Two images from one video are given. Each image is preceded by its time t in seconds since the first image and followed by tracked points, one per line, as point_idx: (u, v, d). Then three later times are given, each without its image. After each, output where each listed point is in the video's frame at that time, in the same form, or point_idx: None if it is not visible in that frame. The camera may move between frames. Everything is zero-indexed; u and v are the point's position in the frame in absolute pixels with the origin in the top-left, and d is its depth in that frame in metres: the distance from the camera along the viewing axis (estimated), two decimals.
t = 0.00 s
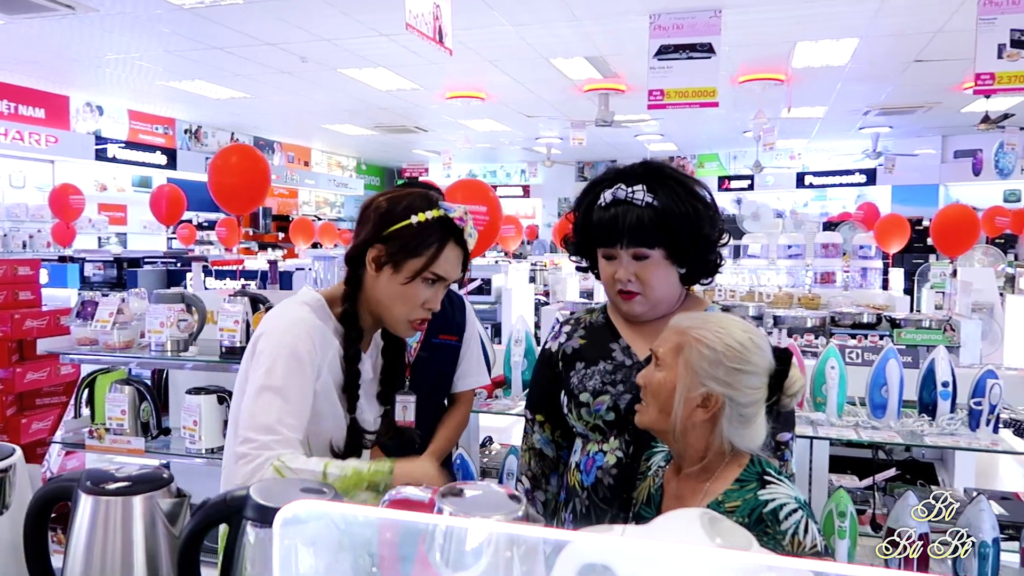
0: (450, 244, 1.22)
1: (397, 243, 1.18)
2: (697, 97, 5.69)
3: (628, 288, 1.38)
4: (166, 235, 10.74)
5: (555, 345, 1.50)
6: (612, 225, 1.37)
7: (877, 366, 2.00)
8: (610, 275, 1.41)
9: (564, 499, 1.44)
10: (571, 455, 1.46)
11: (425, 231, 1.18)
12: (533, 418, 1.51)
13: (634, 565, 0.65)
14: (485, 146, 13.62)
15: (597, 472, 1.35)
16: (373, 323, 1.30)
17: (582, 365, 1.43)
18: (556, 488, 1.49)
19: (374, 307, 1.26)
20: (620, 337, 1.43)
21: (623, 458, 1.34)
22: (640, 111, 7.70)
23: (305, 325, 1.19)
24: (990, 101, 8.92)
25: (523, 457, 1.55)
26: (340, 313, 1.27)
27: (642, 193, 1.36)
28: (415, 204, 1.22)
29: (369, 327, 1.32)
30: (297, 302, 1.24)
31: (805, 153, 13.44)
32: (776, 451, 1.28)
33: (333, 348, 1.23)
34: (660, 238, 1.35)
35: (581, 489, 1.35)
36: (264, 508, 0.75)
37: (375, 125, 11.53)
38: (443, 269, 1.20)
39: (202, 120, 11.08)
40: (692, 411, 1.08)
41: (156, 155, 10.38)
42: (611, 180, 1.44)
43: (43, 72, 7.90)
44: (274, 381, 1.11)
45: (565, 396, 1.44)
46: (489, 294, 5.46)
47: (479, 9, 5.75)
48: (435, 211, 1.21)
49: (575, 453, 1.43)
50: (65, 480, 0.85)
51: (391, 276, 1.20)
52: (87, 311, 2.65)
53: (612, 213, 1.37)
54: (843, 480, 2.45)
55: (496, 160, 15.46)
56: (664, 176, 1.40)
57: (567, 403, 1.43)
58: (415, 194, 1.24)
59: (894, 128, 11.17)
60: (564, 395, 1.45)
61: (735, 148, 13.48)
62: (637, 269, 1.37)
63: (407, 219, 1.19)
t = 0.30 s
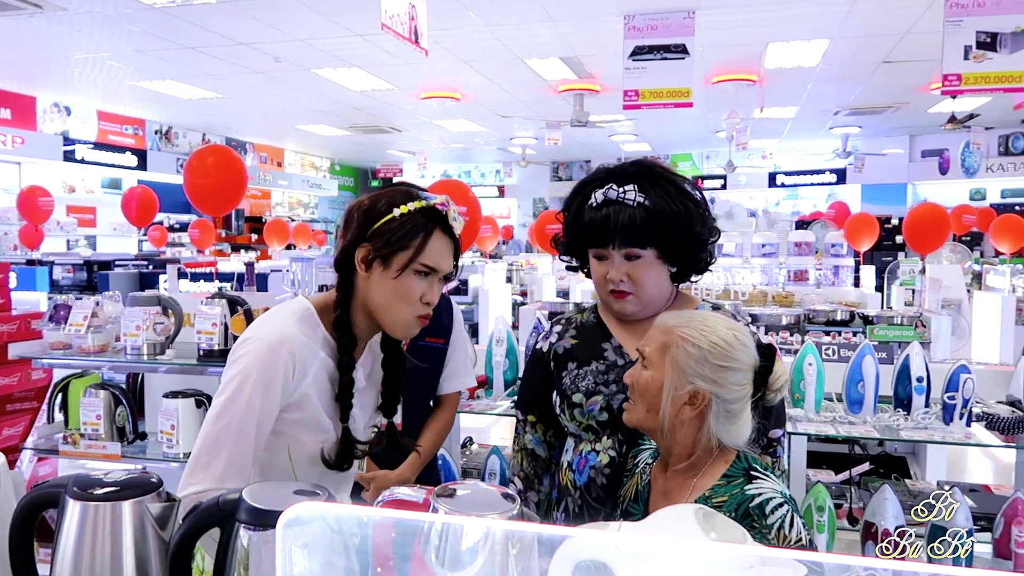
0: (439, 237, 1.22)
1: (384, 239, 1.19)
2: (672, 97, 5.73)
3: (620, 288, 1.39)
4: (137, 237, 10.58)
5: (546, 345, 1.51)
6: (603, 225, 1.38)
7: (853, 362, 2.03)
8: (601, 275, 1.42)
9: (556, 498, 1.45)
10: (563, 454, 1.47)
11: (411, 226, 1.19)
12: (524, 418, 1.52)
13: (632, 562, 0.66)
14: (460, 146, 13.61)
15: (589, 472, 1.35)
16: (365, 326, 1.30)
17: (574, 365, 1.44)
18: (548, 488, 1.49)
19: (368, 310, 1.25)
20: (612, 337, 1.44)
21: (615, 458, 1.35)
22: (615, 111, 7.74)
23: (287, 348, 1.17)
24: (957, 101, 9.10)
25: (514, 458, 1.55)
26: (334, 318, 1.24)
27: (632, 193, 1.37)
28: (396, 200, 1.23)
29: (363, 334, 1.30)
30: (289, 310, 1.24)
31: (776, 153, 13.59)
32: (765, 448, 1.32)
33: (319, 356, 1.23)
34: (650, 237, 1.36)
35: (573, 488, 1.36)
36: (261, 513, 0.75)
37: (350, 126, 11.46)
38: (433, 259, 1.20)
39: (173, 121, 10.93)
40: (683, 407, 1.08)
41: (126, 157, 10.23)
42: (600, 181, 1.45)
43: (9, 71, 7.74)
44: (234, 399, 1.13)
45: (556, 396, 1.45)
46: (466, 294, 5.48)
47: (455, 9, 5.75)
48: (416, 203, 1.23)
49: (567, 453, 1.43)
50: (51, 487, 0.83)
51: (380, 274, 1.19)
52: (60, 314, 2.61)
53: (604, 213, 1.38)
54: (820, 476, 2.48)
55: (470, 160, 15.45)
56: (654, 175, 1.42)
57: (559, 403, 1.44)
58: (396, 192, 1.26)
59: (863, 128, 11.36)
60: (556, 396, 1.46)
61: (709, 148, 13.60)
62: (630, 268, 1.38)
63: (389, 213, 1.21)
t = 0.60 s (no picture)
0: (433, 238, 1.22)
1: (381, 239, 1.18)
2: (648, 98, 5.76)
3: (595, 288, 1.41)
4: (110, 238, 10.43)
5: (524, 344, 1.52)
6: (579, 225, 1.39)
7: (829, 359, 2.06)
8: (577, 274, 1.43)
9: (534, 496, 1.46)
10: (541, 453, 1.48)
11: (404, 226, 1.19)
12: (501, 417, 1.53)
13: (614, 559, 0.67)
14: (438, 146, 13.58)
15: (568, 470, 1.36)
16: (354, 326, 1.29)
17: (551, 364, 1.44)
18: (526, 487, 1.50)
19: (360, 311, 1.25)
20: (589, 336, 1.45)
21: (593, 455, 1.36)
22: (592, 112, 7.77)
23: (267, 349, 1.17)
24: (927, 102, 9.25)
25: (492, 457, 1.56)
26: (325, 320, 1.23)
27: (608, 193, 1.38)
28: (390, 199, 1.23)
29: (353, 333, 1.31)
30: (269, 312, 1.22)
31: (752, 153, 13.72)
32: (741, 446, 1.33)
33: (303, 357, 1.22)
34: (627, 236, 1.37)
35: (551, 486, 1.37)
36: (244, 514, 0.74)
37: (326, 126, 11.40)
38: (433, 258, 1.21)
39: (146, 120, 10.79)
40: (665, 407, 1.10)
41: (99, 157, 10.09)
42: (579, 180, 1.46)
43: None
44: (215, 400, 1.13)
45: (534, 394, 1.46)
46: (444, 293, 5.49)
47: (432, 10, 5.74)
48: (412, 202, 1.22)
49: (546, 451, 1.44)
50: (31, 490, 0.83)
51: (377, 276, 1.19)
52: (33, 317, 2.56)
53: (580, 213, 1.39)
54: (797, 473, 2.51)
55: (448, 160, 15.41)
56: (631, 175, 1.42)
57: (536, 402, 1.45)
58: (388, 191, 1.25)
59: (837, 129, 11.49)
60: (533, 394, 1.47)
61: (685, 149, 13.69)
62: (604, 268, 1.39)
63: (386, 213, 1.20)
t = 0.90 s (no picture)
0: (412, 239, 1.23)
1: (361, 241, 1.18)
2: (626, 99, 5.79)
3: (560, 286, 1.42)
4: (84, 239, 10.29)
5: (494, 345, 1.53)
6: (546, 225, 1.40)
7: (802, 358, 2.09)
8: (545, 273, 1.44)
9: (505, 495, 1.47)
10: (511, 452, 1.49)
11: (384, 227, 1.19)
12: (472, 417, 1.54)
13: (586, 555, 0.68)
14: (417, 146, 13.55)
15: (537, 467, 1.38)
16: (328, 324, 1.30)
17: (520, 364, 1.46)
18: (495, 486, 1.51)
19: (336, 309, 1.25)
20: (557, 336, 1.46)
21: (561, 452, 1.37)
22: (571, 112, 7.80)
23: (234, 343, 1.18)
24: (901, 104, 9.37)
25: (462, 456, 1.57)
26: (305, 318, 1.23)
27: (574, 193, 1.40)
28: (371, 199, 1.23)
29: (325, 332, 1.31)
30: (239, 306, 1.23)
31: (729, 154, 13.82)
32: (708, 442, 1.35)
33: (273, 353, 1.23)
34: (594, 236, 1.39)
35: (521, 484, 1.38)
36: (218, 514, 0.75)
37: (305, 126, 11.33)
38: (411, 259, 1.21)
39: (121, 120, 10.66)
40: (640, 404, 1.11)
41: (72, 156, 9.96)
42: (547, 181, 1.47)
43: None
44: (183, 394, 1.13)
45: (503, 394, 1.47)
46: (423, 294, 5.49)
47: (410, 10, 5.73)
48: (395, 205, 1.23)
49: (517, 449, 1.45)
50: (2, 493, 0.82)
51: (356, 278, 1.19)
52: (6, 319, 2.53)
53: (546, 213, 1.41)
54: (772, 469, 2.55)
55: (427, 160, 15.37)
56: (598, 177, 1.44)
57: (506, 402, 1.46)
58: (368, 191, 1.26)
59: (813, 130, 11.61)
60: (502, 393, 1.48)
61: (664, 149, 13.76)
62: (569, 267, 1.41)
63: (367, 214, 1.20)
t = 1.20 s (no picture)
0: (373, 236, 1.24)
1: (319, 237, 1.19)
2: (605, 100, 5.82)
3: (532, 288, 1.43)
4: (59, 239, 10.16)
5: (466, 346, 1.55)
6: (518, 227, 1.41)
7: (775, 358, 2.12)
8: (517, 275, 1.45)
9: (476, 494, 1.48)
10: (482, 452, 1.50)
11: (345, 224, 1.20)
12: (445, 417, 1.55)
13: (555, 553, 0.69)
14: (397, 146, 13.52)
15: (505, 466, 1.39)
16: (292, 321, 1.30)
17: (490, 364, 1.47)
18: (467, 486, 1.53)
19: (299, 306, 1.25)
20: (527, 336, 1.47)
21: (529, 452, 1.38)
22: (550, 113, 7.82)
23: (196, 339, 1.17)
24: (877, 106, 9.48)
25: (435, 457, 1.58)
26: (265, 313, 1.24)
27: (544, 196, 1.41)
28: (333, 196, 1.24)
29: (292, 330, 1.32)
30: (201, 302, 1.23)
31: (709, 155, 13.91)
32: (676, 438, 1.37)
33: (237, 349, 1.23)
34: (563, 237, 1.40)
35: (490, 484, 1.39)
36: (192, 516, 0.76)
37: (284, 126, 11.26)
38: (368, 258, 1.21)
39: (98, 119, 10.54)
40: (611, 404, 1.12)
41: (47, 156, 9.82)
42: (515, 183, 1.49)
43: None
44: (147, 392, 1.13)
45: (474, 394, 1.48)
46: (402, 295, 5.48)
47: (389, 10, 5.73)
48: (354, 202, 1.24)
49: (487, 448, 1.46)
50: None
51: (312, 273, 1.19)
52: None
53: (518, 216, 1.42)
54: (748, 468, 2.58)
55: (408, 160, 15.34)
56: (568, 180, 1.46)
57: (477, 402, 1.47)
58: (330, 189, 1.27)
59: (791, 132, 11.72)
60: (474, 394, 1.49)
61: (644, 150, 13.83)
62: (542, 269, 1.42)
63: (327, 211, 1.21)
